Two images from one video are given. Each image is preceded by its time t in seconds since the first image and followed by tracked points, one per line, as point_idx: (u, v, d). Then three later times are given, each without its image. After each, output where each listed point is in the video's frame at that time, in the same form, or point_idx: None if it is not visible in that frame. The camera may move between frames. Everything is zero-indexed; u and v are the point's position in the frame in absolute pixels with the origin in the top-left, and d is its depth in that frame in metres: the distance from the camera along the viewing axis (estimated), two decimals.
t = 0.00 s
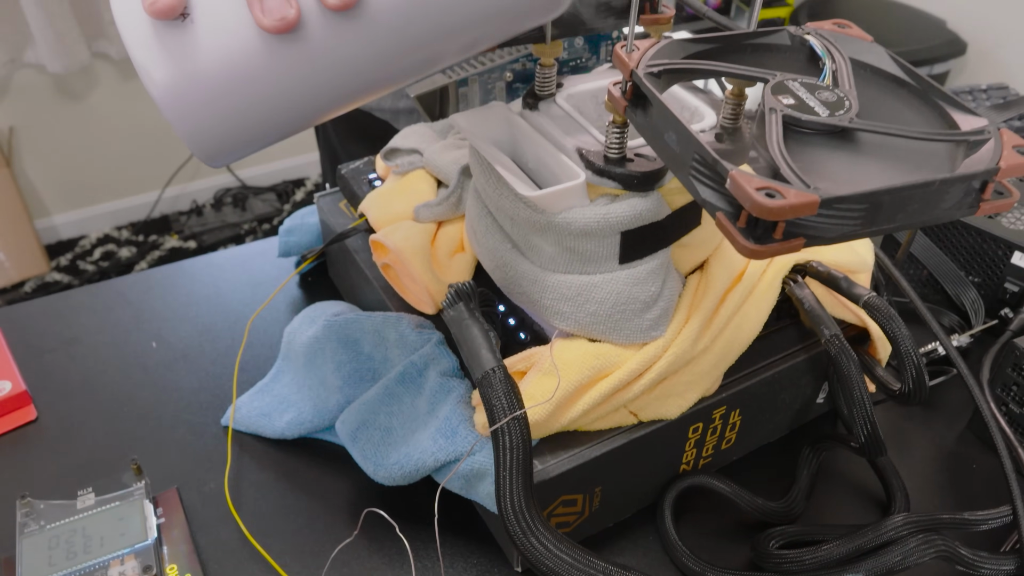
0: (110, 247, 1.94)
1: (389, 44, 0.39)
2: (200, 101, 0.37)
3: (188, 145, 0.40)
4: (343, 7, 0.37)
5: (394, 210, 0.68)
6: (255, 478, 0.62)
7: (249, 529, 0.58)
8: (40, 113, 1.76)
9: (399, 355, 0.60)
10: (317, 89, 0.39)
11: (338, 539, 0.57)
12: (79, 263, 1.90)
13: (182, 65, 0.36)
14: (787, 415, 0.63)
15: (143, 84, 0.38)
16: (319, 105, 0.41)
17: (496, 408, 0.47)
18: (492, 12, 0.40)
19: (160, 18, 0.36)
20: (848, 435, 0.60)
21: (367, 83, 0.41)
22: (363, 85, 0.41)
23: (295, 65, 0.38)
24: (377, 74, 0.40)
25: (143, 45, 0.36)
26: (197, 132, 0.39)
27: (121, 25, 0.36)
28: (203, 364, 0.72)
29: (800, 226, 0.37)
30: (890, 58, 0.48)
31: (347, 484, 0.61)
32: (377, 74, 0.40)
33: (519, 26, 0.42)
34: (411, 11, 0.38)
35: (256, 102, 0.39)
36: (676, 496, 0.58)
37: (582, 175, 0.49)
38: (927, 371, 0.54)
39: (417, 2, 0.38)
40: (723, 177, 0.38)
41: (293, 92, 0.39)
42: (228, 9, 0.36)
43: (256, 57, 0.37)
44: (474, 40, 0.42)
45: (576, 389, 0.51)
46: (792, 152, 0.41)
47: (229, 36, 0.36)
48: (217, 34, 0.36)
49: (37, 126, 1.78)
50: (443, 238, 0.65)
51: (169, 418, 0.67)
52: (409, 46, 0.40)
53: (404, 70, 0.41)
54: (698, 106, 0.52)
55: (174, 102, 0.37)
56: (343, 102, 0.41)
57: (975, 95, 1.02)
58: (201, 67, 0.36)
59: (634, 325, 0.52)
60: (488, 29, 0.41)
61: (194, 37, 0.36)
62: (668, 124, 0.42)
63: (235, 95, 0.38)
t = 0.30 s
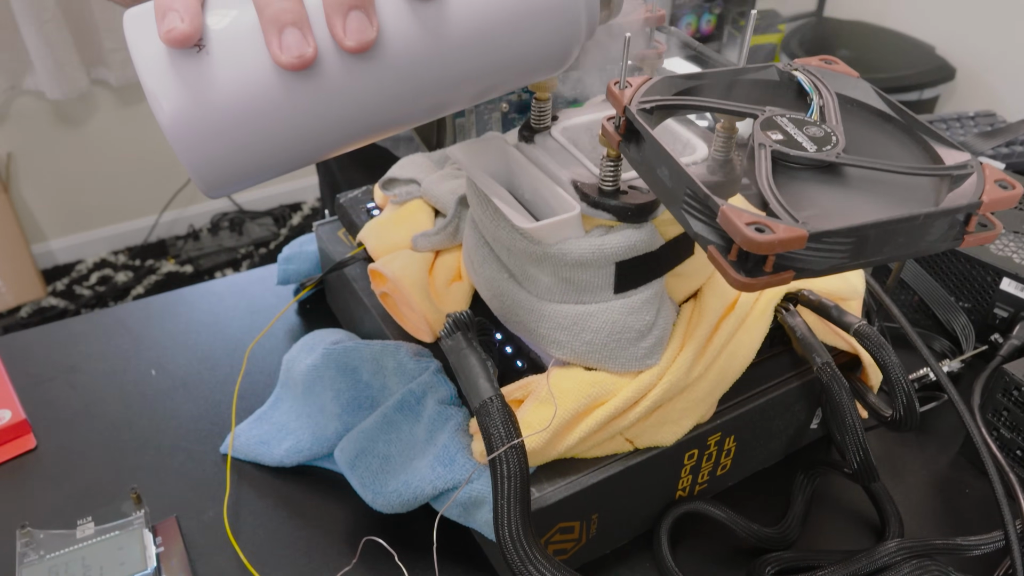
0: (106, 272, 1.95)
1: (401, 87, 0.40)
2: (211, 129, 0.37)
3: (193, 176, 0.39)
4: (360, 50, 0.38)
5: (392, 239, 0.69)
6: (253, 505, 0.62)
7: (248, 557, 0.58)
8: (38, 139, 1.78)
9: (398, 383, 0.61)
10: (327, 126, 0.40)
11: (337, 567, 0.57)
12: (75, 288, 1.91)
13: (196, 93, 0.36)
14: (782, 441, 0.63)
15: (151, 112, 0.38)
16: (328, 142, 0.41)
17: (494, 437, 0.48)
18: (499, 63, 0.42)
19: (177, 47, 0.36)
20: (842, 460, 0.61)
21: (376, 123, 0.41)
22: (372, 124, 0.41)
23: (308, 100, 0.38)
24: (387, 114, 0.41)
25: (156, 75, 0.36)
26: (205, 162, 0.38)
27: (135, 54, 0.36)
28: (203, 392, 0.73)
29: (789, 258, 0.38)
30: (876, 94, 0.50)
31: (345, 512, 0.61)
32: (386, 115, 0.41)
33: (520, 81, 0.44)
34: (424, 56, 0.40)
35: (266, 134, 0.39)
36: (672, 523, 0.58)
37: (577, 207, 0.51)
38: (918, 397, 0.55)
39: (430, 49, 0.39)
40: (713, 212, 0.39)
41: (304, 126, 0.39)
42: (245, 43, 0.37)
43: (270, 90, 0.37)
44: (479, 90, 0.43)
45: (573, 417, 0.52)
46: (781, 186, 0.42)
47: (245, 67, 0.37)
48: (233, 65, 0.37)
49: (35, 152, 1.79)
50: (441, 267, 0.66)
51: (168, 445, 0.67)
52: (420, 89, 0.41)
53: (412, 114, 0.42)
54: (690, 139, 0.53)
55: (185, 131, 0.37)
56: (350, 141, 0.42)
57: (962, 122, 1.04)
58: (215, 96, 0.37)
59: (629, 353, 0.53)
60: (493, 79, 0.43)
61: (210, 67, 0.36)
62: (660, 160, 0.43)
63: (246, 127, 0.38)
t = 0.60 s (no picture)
0: (103, 292, 1.96)
1: (404, 117, 0.41)
2: (214, 151, 0.38)
3: (194, 197, 0.40)
4: (366, 80, 0.39)
5: (392, 259, 0.70)
6: (253, 524, 0.62)
7: None
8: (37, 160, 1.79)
9: (398, 402, 0.61)
10: (329, 152, 0.41)
11: None
12: (72, 308, 1.91)
13: (203, 116, 0.37)
14: (779, 458, 0.64)
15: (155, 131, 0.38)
16: (329, 168, 0.42)
17: (495, 455, 0.48)
18: (501, 96, 0.43)
19: (186, 71, 0.37)
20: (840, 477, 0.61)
21: (377, 151, 0.42)
22: (374, 151, 0.42)
23: (312, 126, 0.39)
24: (389, 142, 0.42)
25: (163, 96, 0.37)
26: (207, 182, 0.39)
27: (142, 75, 0.37)
28: (203, 411, 0.73)
29: (784, 277, 0.39)
30: (867, 116, 0.51)
31: (345, 530, 0.61)
32: (388, 143, 0.42)
33: (520, 113, 0.45)
34: (428, 88, 0.41)
35: (270, 158, 0.39)
36: (672, 540, 0.58)
37: (576, 227, 0.51)
38: (913, 414, 0.56)
39: (434, 81, 0.41)
40: (710, 232, 0.40)
41: (307, 151, 0.40)
42: (254, 69, 0.38)
43: (276, 116, 0.38)
44: (480, 122, 0.44)
45: (573, 434, 0.52)
46: (775, 206, 0.43)
47: (253, 92, 0.38)
48: (241, 90, 0.38)
49: (33, 173, 1.80)
50: (441, 286, 0.66)
51: (168, 465, 0.67)
52: (423, 119, 0.42)
53: (414, 142, 0.43)
54: (686, 160, 0.54)
55: (190, 152, 0.37)
56: (351, 168, 0.43)
57: (954, 142, 1.05)
58: (221, 119, 0.37)
59: (628, 371, 0.54)
60: (495, 111, 0.44)
61: (218, 90, 0.37)
62: (658, 181, 0.44)
63: (250, 150, 0.39)
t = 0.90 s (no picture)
0: (101, 309, 1.97)
1: (408, 137, 0.42)
2: (223, 166, 0.39)
3: (200, 211, 0.41)
4: (372, 101, 0.40)
5: (393, 275, 0.71)
6: (256, 538, 0.63)
7: None
8: (36, 178, 1.80)
9: (399, 416, 0.62)
10: (334, 170, 0.42)
11: None
12: (69, 325, 1.92)
13: (213, 133, 0.38)
14: (776, 471, 0.65)
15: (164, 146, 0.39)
16: (333, 185, 0.43)
17: (496, 467, 0.49)
18: (501, 118, 0.44)
19: (198, 90, 0.38)
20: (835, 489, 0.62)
21: (381, 170, 0.44)
22: (377, 170, 0.43)
23: (319, 145, 0.40)
24: (393, 161, 0.43)
25: (175, 113, 0.38)
26: (213, 197, 0.40)
27: (154, 92, 0.38)
28: (204, 426, 0.74)
29: (777, 291, 0.40)
30: (858, 134, 0.52)
31: (347, 544, 0.62)
32: (391, 162, 0.43)
33: (519, 136, 0.47)
34: (432, 110, 0.42)
35: (276, 174, 0.40)
36: (670, 552, 0.59)
37: (574, 243, 0.53)
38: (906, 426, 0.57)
39: (437, 104, 0.42)
40: (705, 247, 0.41)
41: (312, 169, 0.41)
42: (263, 89, 0.39)
43: (284, 134, 0.39)
44: (481, 143, 0.46)
45: (572, 447, 0.53)
46: (769, 222, 0.45)
47: (262, 110, 0.39)
48: (250, 108, 0.39)
49: (32, 191, 1.82)
50: (441, 301, 0.67)
51: (170, 480, 0.68)
52: (426, 140, 0.43)
53: (416, 162, 0.44)
54: (682, 177, 0.56)
55: (199, 167, 0.38)
56: (354, 185, 0.44)
57: (945, 159, 1.07)
58: (231, 136, 0.38)
59: (626, 383, 0.55)
60: (495, 132, 0.45)
61: (228, 108, 0.38)
62: (654, 198, 0.45)
63: (258, 166, 0.40)
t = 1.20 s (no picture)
0: (97, 326, 1.96)
1: (404, 164, 0.43)
2: (226, 194, 0.39)
3: (203, 237, 0.41)
4: (373, 130, 0.40)
5: (390, 293, 0.71)
6: (252, 558, 0.62)
7: None
8: (34, 196, 1.81)
9: (396, 435, 0.62)
10: (332, 197, 0.42)
11: None
12: (65, 342, 1.91)
13: (216, 162, 0.39)
14: (773, 488, 0.65)
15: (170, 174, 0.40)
16: (335, 211, 0.43)
17: (494, 486, 0.49)
18: (498, 144, 0.45)
19: (203, 122, 0.38)
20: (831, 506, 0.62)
21: (378, 195, 0.44)
22: (377, 195, 0.44)
23: (320, 173, 0.41)
24: (391, 186, 0.44)
25: (179, 142, 0.39)
26: (218, 224, 0.40)
27: (159, 121, 0.39)
28: (201, 445, 0.74)
29: (771, 311, 0.40)
30: (849, 155, 0.53)
31: (344, 563, 0.62)
32: (391, 187, 0.44)
33: (516, 158, 0.47)
34: (431, 136, 0.43)
35: (275, 201, 0.41)
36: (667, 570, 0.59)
37: (570, 263, 0.53)
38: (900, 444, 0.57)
39: (437, 130, 0.42)
40: (700, 268, 0.41)
41: (315, 196, 0.42)
42: (267, 118, 0.40)
43: (286, 162, 0.40)
44: (477, 168, 0.46)
45: (568, 466, 0.53)
46: (761, 243, 0.45)
47: (265, 139, 0.39)
48: (254, 137, 0.39)
49: (30, 208, 1.82)
50: (438, 320, 0.68)
51: (167, 499, 0.68)
52: (422, 166, 0.44)
53: (415, 186, 0.45)
54: (676, 197, 0.56)
55: (202, 197, 0.39)
56: (353, 210, 0.44)
57: (937, 176, 1.08)
58: (234, 165, 0.39)
59: (623, 402, 0.55)
60: (493, 157, 0.46)
61: (232, 139, 0.39)
62: (648, 219, 0.46)
63: (259, 195, 0.40)
